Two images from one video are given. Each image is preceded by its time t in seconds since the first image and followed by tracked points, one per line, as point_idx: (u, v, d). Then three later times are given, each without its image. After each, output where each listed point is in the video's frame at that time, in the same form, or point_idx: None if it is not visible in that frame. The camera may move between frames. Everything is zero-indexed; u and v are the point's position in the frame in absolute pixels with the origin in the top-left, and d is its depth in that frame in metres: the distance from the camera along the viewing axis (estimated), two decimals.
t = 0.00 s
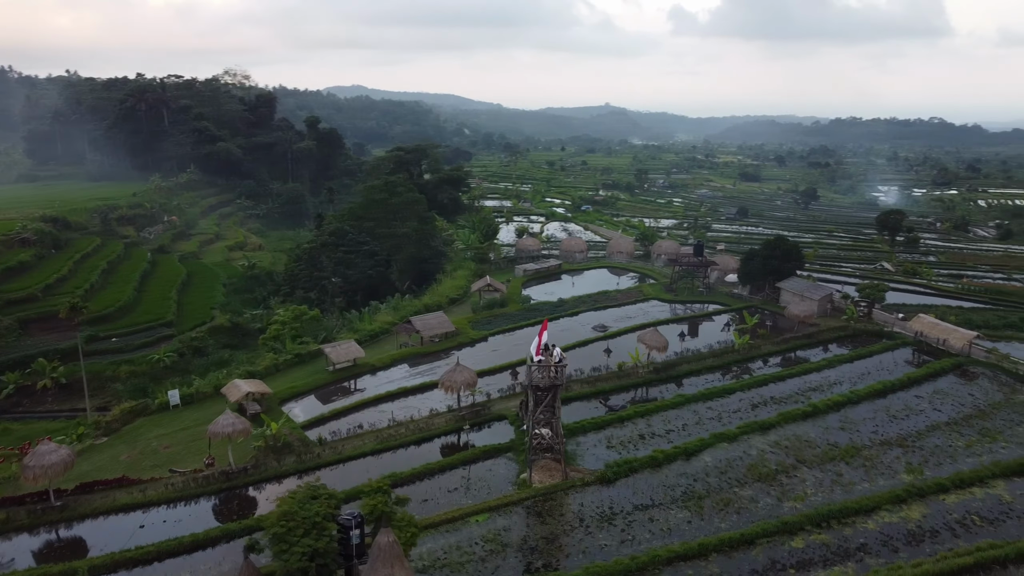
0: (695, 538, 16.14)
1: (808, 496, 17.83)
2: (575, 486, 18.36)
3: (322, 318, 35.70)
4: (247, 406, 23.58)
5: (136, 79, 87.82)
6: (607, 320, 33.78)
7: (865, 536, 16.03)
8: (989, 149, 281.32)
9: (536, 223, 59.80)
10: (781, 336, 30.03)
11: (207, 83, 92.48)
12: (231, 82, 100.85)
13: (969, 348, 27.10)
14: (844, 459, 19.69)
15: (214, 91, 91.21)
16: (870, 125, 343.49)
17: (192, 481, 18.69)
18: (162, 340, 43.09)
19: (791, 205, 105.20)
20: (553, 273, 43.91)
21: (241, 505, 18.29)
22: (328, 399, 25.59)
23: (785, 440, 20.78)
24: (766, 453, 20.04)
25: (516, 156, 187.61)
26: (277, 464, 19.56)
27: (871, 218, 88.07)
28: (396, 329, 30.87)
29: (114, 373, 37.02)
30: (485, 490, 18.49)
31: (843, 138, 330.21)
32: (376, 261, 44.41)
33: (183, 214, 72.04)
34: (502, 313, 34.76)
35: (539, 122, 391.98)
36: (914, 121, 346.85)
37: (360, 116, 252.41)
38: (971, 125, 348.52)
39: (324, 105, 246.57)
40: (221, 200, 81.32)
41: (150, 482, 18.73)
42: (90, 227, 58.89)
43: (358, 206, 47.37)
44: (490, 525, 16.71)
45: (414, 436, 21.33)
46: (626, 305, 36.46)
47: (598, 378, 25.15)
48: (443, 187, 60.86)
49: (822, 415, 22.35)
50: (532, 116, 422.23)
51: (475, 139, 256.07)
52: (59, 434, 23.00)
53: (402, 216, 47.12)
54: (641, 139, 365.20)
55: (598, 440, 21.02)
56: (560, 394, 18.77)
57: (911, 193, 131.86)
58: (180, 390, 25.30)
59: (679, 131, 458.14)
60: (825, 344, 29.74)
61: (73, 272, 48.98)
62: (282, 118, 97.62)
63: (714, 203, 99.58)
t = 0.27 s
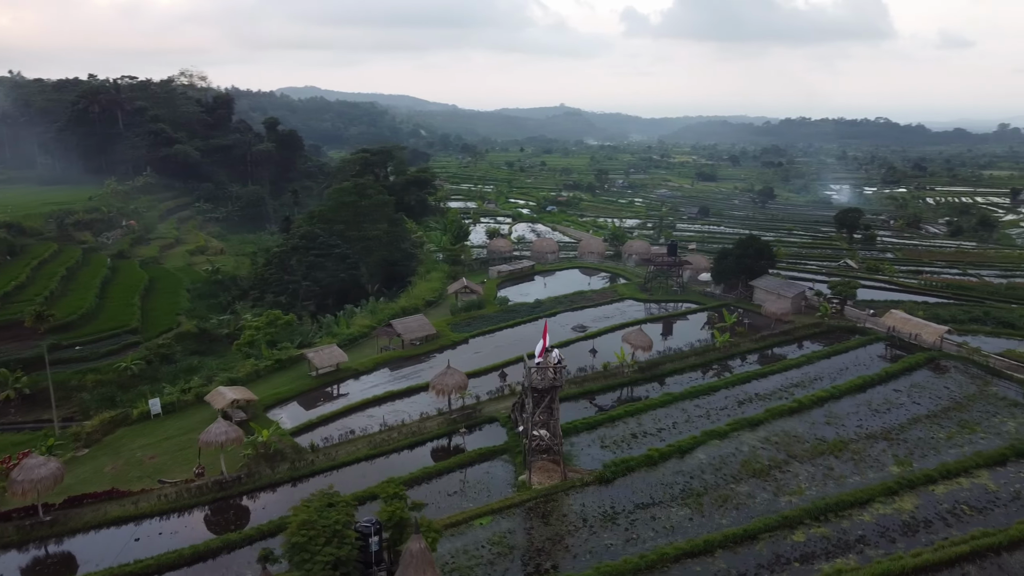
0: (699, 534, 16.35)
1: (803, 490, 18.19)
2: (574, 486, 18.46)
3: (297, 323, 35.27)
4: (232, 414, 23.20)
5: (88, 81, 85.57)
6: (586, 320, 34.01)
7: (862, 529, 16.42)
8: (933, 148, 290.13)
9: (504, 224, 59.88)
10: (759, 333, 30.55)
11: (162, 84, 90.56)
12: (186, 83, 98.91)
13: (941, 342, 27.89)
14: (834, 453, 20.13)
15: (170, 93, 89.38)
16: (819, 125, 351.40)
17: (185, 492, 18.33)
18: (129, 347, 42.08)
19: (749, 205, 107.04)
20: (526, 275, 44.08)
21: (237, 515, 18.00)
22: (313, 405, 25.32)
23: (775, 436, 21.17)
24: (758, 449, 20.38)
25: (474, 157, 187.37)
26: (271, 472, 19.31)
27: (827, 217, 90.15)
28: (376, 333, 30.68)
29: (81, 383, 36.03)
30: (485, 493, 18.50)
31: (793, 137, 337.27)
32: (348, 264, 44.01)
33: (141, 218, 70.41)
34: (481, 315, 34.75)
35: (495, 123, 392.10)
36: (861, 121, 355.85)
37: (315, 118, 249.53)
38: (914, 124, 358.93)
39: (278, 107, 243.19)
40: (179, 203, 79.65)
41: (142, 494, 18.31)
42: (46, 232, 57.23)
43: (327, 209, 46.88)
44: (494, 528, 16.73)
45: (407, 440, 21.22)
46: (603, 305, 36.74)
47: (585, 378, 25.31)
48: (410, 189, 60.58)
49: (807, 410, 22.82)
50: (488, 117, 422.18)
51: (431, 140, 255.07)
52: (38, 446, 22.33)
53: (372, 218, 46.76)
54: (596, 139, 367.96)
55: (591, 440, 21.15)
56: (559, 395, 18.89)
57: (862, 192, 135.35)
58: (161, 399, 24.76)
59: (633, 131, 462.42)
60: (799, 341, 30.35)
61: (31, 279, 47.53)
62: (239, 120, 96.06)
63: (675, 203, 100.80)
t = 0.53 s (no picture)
0: (703, 531, 16.56)
1: (798, 485, 18.53)
2: (574, 486, 18.54)
3: (272, 327, 34.75)
4: (218, 422, 22.80)
5: (38, 81, 83.07)
6: (564, 320, 34.16)
7: (859, 521, 16.79)
8: (880, 147, 297.84)
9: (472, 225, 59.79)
10: (736, 330, 31.02)
11: (115, 85, 88.35)
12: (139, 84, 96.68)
13: (914, 337, 28.62)
14: (823, 447, 20.56)
15: (124, 93, 87.25)
16: (770, 125, 358.01)
17: (179, 502, 17.95)
18: (93, 355, 40.96)
19: (708, 203, 108.49)
20: (499, 276, 44.07)
21: (233, 524, 17.70)
22: (298, 410, 25.00)
23: (765, 431, 21.52)
24: (749, 445, 20.71)
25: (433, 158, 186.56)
26: (266, 479, 19.01)
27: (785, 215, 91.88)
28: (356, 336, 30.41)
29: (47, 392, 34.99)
30: (485, 495, 18.49)
31: (746, 137, 342.94)
32: (320, 267, 43.51)
33: (97, 222, 68.62)
34: (459, 317, 34.66)
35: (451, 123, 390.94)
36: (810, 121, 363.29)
37: (269, 119, 245.89)
38: (861, 124, 367.88)
39: (231, 107, 239.04)
40: (136, 206, 77.83)
41: (134, 506, 17.88)
42: None
43: (296, 211, 46.30)
44: (499, 530, 16.72)
45: (400, 444, 21.10)
46: (579, 305, 36.95)
47: (571, 378, 25.43)
48: (377, 190, 60.13)
49: (793, 406, 23.24)
50: (444, 117, 420.81)
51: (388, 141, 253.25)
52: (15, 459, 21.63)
53: (342, 220, 46.28)
54: (552, 139, 369.00)
55: (585, 440, 21.27)
56: (557, 397, 19.09)
57: (815, 190, 138.31)
58: (141, 408, 24.19)
59: (589, 131, 465.26)
60: (775, 338, 30.90)
61: None
62: (196, 121, 94.22)
63: (636, 203, 101.70)
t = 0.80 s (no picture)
0: (705, 527, 16.76)
1: (793, 479, 18.87)
2: (574, 486, 18.61)
3: (247, 332, 34.24)
4: (203, 429, 22.37)
5: None
6: (543, 321, 34.27)
7: (856, 513, 17.16)
8: (829, 146, 304.68)
9: (440, 226, 59.61)
10: (714, 329, 31.44)
11: (66, 85, 85.89)
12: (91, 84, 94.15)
13: (887, 332, 29.34)
14: (812, 442, 20.97)
15: (75, 94, 84.88)
16: (723, 125, 363.50)
17: (174, 513, 17.58)
18: (57, 365, 39.82)
19: (669, 203, 109.74)
20: (473, 277, 44.00)
21: (231, 534, 17.40)
22: (284, 416, 24.66)
23: (754, 427, 21.87)
24: (741, 441, 21.02)
25: (390, 158, 185.35)
26: (261, 487, 18.72)
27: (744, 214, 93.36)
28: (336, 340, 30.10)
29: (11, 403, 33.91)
30: (486, 497, 18.46)
31: (699, 137, 347.64)
32: (291, 271, 42.96)
33: (51, 227, 66.68)
34: (438, 319, 34.54)
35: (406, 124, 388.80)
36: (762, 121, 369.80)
37: (221, 120, 241.58)
38: (811, 124, 375.70)
39: (182, 108, 234.30)
40: (90, 210, 75.84)
41: (127, 518, 17.45)
42: None
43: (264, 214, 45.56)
44: (504, 532, 16.72)
45: (394, 448, 20.96)
46: (556, 305, 37.11)
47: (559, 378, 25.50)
48: (343, 192, 59.53)
49: (779, 402, 23.66)
50: (400, 118, 418.34)
51: (344, 142, 250.86)
52: None
53: (312, 223, 45.73)
54: (509, 140, 369.33)
55: (578, 439, 21.38)
56: (555, 398, 19.11)
57: (770, 189, 140.97)
58: (122, 417, 23.62)
59: (544, 132, 466.79)
60: (752, 335, 31.42)
61: None
62: (150, 123, 92.08)
63: (598, 203, 102.39)
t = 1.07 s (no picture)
0: (707, 523, 16.98)
1: (787, 473, 19.23)
2: (574, 486, 18.70)
3: (221, 338, 33.68)
4: (190, 437, 21.95)
5: None
6: (523, 322, 34.38)
7: (851, 505, 17.56)
8: (780, 145, 310.69)
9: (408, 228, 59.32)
10: (693, 327, 31.85)
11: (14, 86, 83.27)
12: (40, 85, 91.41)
13: (861, 328, 30.04)
14: (801, 437, 21.39)
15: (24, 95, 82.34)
16: (676, 125, 368.11)
17: (169, 523, 17.21)
18: (20, 374, 38.63)
19: (630, 203, 110.74)
20: (447, 278, 43.96)
21: (229, 543, 17.10)
22: (270, 422, 24.32)
23: (743, 423, 22.22)
24: (732, 438, 21.34)
25: (348, 159, 183.61)
26: (257, 495, 18.43)
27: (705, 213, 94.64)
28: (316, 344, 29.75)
29: None
30: (486, 500, 18.43)
31: (654, 137, 351.42)
32: (263, 274, 42.41)
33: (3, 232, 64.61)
34: (416, 321, 34.39)
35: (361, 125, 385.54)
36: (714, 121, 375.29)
37: (172, 121, 236.65)
38: (762, 124, 382.59)
39: (131, 109, 228.88)
40: (43, 214, 73.67)
41: (121, 530, 17.03)
42: None
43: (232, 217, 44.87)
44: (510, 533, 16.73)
45: (388, 452, 20.83)
46: (533, 306, 37.24)
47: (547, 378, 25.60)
48: (309, 194, 58.81)
49: (764, 398, 24.07)
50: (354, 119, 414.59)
51: (299, 143, 247.80)
52: None
53: (281, 226, 45.20)
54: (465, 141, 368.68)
55: (572, 439, 21.48)
56: (554, 398, 19.10)
57: (726, 188, 143.25)
58: (102, 427, 23.05)
59: (500, 132, 467.03)
60: (729, 333, 31.93)
61: None
62: (103, 124, 89.77)
63: (560, 203, 102.88)
